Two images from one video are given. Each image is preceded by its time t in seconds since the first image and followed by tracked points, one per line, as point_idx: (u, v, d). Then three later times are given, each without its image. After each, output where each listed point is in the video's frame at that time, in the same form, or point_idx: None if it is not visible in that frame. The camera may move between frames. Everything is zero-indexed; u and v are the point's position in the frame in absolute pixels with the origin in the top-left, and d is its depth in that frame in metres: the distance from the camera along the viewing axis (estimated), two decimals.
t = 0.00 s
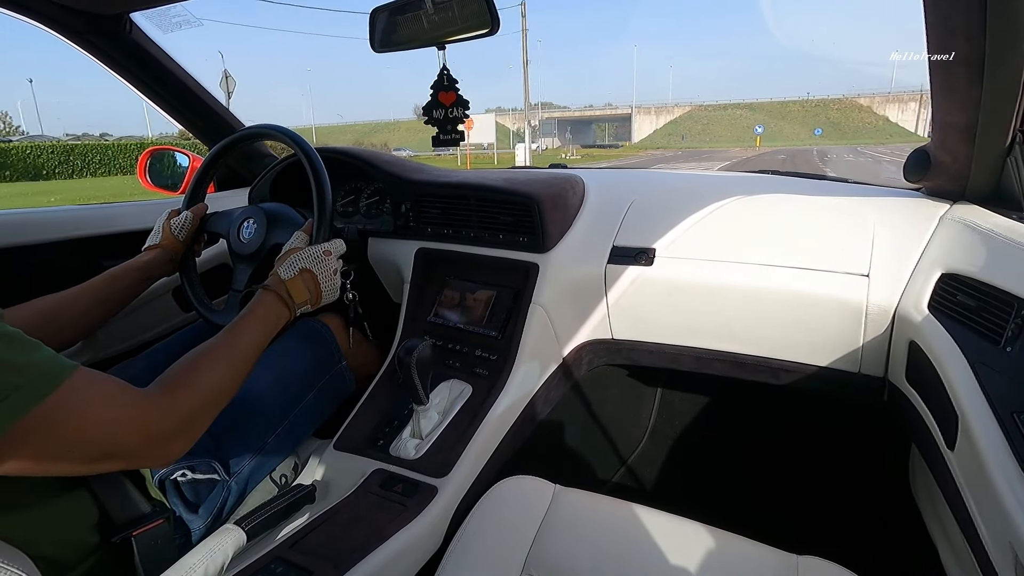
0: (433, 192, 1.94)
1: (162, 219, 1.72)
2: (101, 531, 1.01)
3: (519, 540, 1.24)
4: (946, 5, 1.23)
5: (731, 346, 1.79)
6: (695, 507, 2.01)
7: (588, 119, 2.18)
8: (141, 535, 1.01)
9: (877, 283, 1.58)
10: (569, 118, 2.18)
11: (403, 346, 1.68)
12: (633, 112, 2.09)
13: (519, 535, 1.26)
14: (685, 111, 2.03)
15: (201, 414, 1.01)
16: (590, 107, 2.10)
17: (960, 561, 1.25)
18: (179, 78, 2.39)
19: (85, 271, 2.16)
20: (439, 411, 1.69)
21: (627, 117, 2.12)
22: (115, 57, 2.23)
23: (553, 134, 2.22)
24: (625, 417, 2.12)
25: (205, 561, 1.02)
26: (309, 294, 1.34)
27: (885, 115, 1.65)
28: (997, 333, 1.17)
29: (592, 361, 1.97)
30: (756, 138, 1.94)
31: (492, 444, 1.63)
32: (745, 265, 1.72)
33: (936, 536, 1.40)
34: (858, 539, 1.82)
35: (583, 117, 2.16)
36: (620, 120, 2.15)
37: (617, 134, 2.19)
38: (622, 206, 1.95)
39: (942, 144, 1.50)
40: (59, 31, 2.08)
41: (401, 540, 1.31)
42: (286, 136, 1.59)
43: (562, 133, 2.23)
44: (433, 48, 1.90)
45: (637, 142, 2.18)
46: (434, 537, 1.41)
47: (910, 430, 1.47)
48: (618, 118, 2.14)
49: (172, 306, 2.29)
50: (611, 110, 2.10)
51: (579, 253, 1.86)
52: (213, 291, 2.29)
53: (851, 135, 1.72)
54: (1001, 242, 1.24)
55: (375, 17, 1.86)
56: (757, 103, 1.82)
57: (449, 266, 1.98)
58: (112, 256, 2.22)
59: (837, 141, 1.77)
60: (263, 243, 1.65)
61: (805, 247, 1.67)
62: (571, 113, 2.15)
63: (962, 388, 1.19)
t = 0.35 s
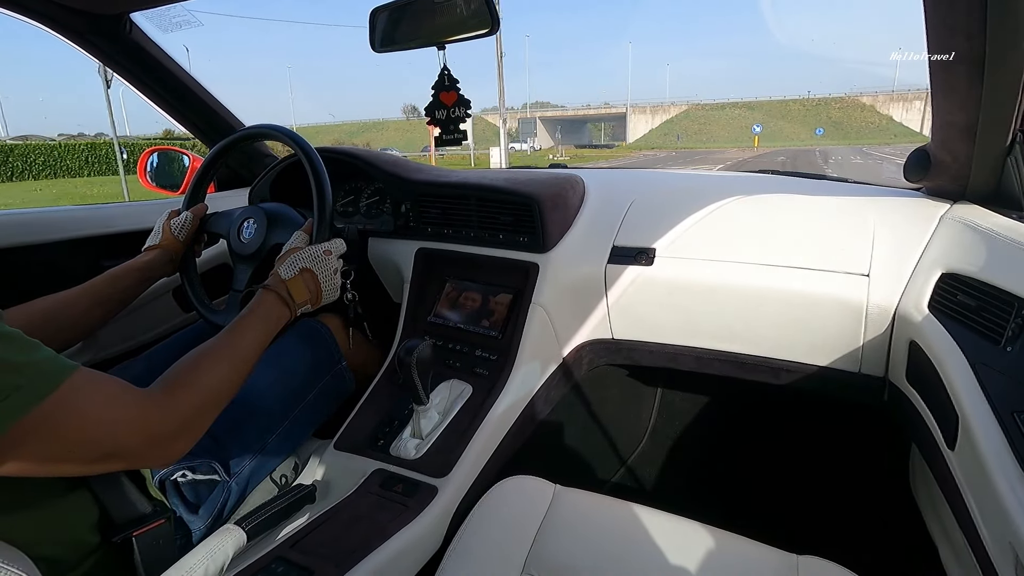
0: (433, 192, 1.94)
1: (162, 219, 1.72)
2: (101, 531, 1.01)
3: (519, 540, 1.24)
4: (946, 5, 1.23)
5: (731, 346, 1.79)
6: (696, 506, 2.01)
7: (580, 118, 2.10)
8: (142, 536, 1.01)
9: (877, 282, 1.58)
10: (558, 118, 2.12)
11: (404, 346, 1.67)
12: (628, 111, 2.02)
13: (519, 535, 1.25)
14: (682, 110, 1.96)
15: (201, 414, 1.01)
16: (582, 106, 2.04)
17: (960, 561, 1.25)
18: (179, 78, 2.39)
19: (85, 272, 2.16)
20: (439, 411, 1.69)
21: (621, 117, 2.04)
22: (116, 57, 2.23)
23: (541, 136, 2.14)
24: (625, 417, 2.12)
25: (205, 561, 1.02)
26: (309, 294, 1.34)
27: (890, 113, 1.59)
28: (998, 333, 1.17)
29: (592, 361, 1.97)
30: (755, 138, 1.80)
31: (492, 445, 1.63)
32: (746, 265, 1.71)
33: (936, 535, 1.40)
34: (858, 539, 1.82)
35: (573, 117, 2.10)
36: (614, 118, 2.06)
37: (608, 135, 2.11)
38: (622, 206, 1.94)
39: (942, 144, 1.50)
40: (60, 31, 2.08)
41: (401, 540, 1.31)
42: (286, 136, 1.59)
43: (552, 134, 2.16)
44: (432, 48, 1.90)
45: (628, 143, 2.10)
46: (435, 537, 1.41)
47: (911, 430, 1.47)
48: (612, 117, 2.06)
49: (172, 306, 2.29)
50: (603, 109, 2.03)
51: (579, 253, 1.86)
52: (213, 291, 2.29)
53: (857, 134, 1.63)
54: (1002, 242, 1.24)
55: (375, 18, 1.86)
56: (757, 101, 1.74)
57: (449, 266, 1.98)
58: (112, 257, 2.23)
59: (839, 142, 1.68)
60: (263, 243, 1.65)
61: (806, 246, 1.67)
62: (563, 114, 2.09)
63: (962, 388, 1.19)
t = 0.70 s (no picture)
0: (433, 192, 1.94)
1: (162, 219, 1.72)
2: (101, 530, 1.02)
3: (519, 539, 1.25)
4: (947, 5, 1.23)
5: (731, 346, 1.79)
6: (695, 506, 2.02)
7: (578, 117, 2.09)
8: (142, 535, 1.02)
9: (878, 283, 1.58)
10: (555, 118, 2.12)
11: (404, 346, 1.67)
12: (622, 110, 1.97)
13: (519, 535, 1.25)
14: (678, 109, 1.91)
15: (201, 414, 1.01)
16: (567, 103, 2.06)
17: (960, 561, 1.25)
18: (179, 77, 2.39)
19: (86, 271, 2.16)
20: (439, 411, 1.69)
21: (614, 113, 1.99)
22: (116, 57, 2.23)
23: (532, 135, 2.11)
24: (625, 418, 2.12)
25: (205, 561, 1.02)
26: (309, 294, 1.34)
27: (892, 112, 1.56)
28: (998, 334, 1.17)
29: (592, 361, 1.97)
30: (753, 136, 1.80)
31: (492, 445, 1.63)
32: (746, 265, 1.71)
33: (936, 536, 1.40)
34: (858, 539, 1.82)
35: (569, 116, 2.10)
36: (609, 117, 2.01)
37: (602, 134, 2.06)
38: (622, 207, 1.94)
39: (942, 144, 1.50)
40: (60, 30, 2.08)
41: (401, 540, 1.31)
42: (285, 135, 1.59)
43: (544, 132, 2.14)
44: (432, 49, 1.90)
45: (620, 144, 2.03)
46: (434, 537, 1.41)
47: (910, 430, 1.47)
48: (608, 116, 2.02)
49: (173, 305, 2.29)
50: (599, 107, 2.01)
51: (580, 253, 1.86)
52: (213, 291, 2.29)
53: (863, 136, 1.58)
54: (1002, 242, 1.24)
55: (375, 17, 1.86)
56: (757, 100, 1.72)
57: (449, 266, 1.98)
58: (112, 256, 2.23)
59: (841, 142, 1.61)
60: (263, 242, 1.65)
61: (806, 247, 1.67)
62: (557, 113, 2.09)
63: (962, 388, 1.19)
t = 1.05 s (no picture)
0: (433, 190, 1.93)
1: (162, 216, 1.72)
2: (101, 528, 1.02)
3: (519, 538, 1.25)
4: (947, 5, 1.23)
5: (731, 346, 1.79)
6: (695, 505, 2.02)
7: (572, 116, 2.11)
8: (141, 533, 1.01)
9: (878, 282, 1.58)
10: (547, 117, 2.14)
11: (404, 345, 1.67)
12: (617, 109, 1.98)
13: (518, 533, 1.26)
14: (674, 108, 1.91)
15: (201, 412, 1.01)
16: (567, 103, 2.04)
17: (960, 561, 1.25)
18: (178, 75, 2.38)
19: (86, 270, 2.16)
20: (439, 409, 1.69)
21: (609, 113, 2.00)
22: (115, 54, 2.23)
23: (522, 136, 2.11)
24: (625, 417, 2.12)
25: (205, 559, 1.02)
26: (308, 293, 1.34)
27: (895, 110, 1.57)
28: (998, 333, 1.17)
29: (592, 360, 1.97)
30: (751, 136, 1.75)
31: (492, 444, 1.63)
32: (746, 264, 1.71)
33: (935, 536, 1.41)
34: (857, 539, 1.82)
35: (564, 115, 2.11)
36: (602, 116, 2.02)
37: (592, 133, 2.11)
38: (623, 206, 1.94)
39: (943, 143, 1.50)
40: (60, 28, 2.08)
41: (401, 538, 1.31)
42: (286, 133, 1.59)
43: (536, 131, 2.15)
44: (431, 49, 1.90)
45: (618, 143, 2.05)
46: (434, 535, 1.41)
47: (910, 430, 1.47)
48: (604, 115, 2.03)
49: (173, 304, 2.29)
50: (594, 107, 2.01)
51: (580, 252, 1.86)
52: (213, 289, 2.29)
53: (870, 136, 1.61)
54: (1002, 242, 1.24)
55: (376, 15, 1.86)
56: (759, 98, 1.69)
57: (449, 265, 1.98)
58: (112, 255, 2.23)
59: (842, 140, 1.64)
60: (263, 241, 1.65)
61: (806, 247, 1.67)
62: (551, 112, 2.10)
63: (962, 388, 1.19)
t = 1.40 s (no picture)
0: (433, 190, 1.93)
1: (162, 214, 1.72)
2: (101, 528, 1.02)
3: (519, 538, 1.25)
4: (948, 5, 1.23)
5: (731, 346, 1.79)
6: (696, 505, 2.02)
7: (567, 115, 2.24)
8: (141, 532, 1.02)
9: (877, 283, 1.58)
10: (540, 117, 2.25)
11: (403, 344, 1.67)
12: (611, 107, 2.02)
13: (518, 533, 1.26)
14: (670, 106, 1.93)
15: (200, 413, 1.01)
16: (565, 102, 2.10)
17: (959, 561, 1.25)
18: (177, 73, 2.38)
19: (86, 269, 2.16)
20: (439, 409, 1.68)
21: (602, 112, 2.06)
22: (115, 53, 2.22)
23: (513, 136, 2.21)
24: (625, 417, 2.12)
25: (204, 559, 1.02)
26: (308, 295, 1.34)
27: (897, 109, 1.56)
28: (998, 334, 1.17)
29: (592, 360, 1.97)
30: (748, 135, 1.75)
31: (492, 444, 1.63)
32: (746, 264, 1.71)
33: (935, 535, 1.41)
34: (857, 539, 1.82)
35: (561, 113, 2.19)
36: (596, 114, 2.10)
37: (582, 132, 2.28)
38: (623, 206, 1.94)
39: (943, 144, 1.50)
40: (60, 27, 2.08)
41: (400, 538, 1.31)
42: (286, 134, 1.59)
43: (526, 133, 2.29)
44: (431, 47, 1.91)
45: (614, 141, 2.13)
46: (434, 535, 1.41)
47: (910, 430, 1.48)
48: (597, 114, 2.11)
49: (172, 303, 2.29)
50: (585, 106, 2.08)
51: (579, 252, 1.86)
52: (213, 288, 2.29)
53: (873, 135, 1.65)
54: (1002, 243, 1.24)
55: (376, 15, 1.86)
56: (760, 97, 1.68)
57: (449, 264, 1.98)
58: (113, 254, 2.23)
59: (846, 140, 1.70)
60: (263, 241, 1.65)
61: (806, 247, 1.67)
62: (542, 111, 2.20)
63: (961, 388, 1.19)
